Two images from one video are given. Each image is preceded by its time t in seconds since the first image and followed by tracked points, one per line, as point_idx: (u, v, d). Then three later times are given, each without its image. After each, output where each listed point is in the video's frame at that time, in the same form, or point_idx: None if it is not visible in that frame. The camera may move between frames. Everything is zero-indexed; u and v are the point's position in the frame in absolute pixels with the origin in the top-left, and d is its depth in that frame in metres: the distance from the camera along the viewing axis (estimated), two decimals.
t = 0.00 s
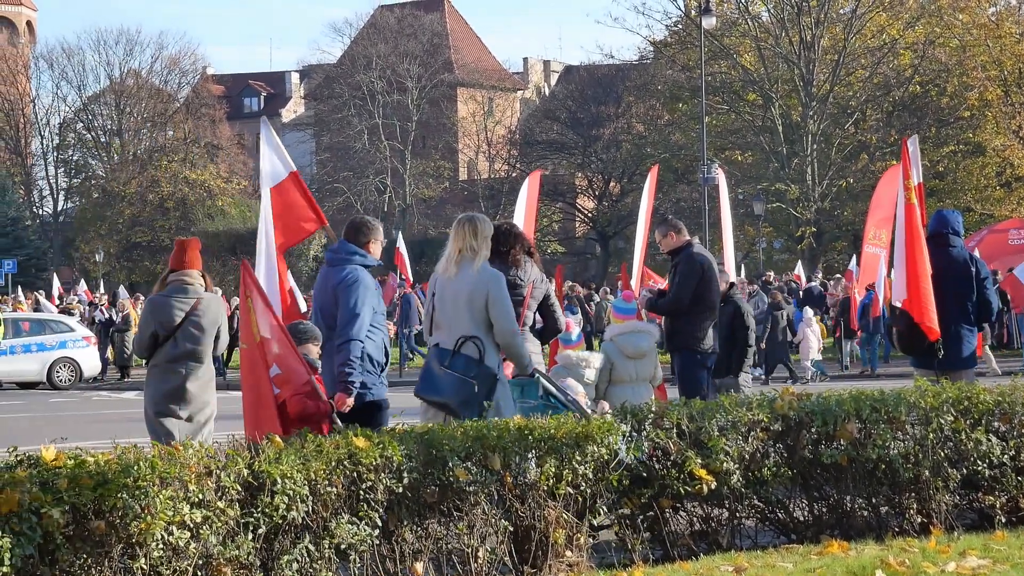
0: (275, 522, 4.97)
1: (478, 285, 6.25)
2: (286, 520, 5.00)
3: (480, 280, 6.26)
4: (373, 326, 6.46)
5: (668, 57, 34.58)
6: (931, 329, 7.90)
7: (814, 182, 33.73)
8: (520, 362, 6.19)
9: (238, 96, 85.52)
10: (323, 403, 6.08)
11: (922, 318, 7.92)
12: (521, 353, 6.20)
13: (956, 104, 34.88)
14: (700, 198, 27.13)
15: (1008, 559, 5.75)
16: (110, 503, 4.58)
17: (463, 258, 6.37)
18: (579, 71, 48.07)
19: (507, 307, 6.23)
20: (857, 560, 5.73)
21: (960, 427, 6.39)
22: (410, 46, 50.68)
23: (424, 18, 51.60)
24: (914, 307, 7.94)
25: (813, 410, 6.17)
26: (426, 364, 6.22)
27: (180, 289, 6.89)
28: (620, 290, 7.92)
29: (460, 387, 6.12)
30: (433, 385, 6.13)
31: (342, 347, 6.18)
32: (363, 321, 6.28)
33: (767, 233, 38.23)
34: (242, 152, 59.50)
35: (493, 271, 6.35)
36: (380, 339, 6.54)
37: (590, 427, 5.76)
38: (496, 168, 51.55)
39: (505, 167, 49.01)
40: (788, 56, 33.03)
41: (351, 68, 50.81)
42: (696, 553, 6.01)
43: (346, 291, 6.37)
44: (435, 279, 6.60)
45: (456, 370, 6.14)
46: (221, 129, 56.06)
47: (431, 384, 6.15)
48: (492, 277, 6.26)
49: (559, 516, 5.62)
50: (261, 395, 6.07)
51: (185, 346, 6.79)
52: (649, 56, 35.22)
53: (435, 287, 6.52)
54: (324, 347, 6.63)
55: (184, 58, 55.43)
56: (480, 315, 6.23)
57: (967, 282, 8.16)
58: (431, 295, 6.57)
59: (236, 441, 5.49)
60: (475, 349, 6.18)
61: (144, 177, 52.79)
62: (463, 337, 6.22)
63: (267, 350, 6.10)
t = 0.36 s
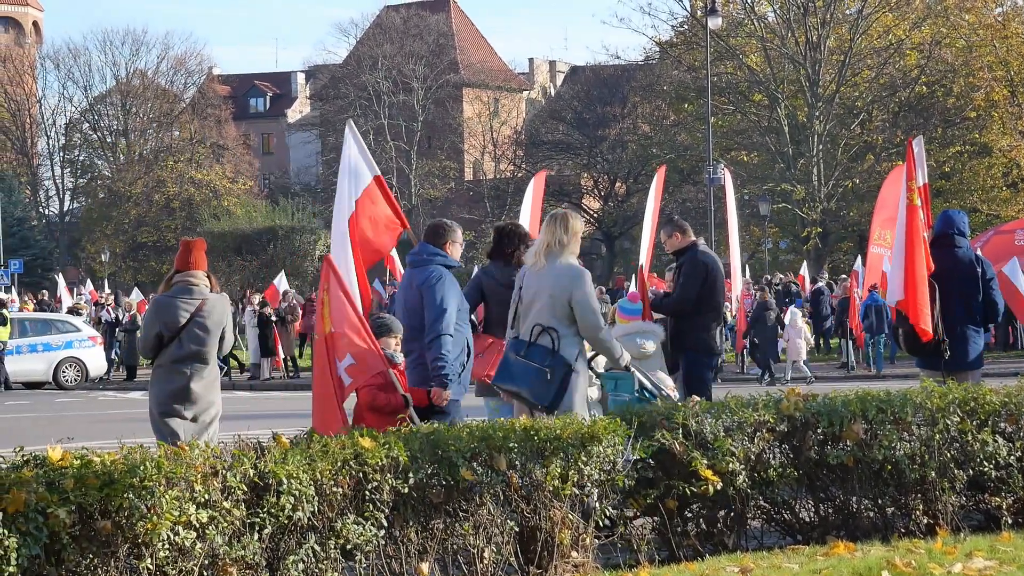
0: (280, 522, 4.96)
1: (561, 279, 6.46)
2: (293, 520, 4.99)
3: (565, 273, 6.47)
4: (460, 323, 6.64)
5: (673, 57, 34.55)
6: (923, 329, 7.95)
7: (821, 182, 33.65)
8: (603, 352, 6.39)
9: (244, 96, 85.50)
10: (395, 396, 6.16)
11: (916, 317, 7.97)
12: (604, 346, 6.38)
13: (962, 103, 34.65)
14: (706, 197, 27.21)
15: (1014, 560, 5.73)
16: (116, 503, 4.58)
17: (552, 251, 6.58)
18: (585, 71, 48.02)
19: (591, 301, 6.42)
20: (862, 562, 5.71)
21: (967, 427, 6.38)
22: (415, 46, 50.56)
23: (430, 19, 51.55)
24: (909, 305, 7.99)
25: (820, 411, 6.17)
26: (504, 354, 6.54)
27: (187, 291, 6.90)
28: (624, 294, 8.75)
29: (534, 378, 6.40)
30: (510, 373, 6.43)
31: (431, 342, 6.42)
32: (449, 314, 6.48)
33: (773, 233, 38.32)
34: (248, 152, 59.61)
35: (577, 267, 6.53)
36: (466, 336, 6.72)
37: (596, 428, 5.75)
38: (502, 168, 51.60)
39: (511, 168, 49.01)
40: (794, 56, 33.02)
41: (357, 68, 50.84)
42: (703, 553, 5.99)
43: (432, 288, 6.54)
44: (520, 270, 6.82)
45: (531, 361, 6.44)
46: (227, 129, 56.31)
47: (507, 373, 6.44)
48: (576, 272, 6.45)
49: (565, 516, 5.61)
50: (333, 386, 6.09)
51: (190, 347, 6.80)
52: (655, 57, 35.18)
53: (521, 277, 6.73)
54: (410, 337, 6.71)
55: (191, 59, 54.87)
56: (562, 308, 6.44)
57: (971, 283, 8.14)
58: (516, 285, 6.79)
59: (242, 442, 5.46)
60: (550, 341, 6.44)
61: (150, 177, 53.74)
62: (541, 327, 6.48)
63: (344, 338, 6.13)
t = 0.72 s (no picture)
0: (288, 524, 4.96)
1: (648, 278, 6.80)
2: (300, 522, 4.98)
3: (649, 271, 6.82)
4: (539, 312, 6.90)
5: (680, 59, 34.68)
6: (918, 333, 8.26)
7: (828, 184, 33.76)
8: (686, 346, 6.73)
9: (251, 97, 85.67)
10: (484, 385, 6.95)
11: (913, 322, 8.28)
12: (691, 340, 6.73)
13: (970, 105, 34.52)
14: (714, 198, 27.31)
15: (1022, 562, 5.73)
16: (124, 504, 4.58)
17: (639, 252, 6.96)
18: (592, 72, 48.06)
19: (677, 298, 6.76)
20: (870, 564, 5.71)
21: (974, 429, 6.38)
22: (422, 48, 51.01)
23: (438, 20, 51.48)
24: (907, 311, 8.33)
25: (827, 413, 6.17)
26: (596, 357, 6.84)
27: (196, 292, 6.92)
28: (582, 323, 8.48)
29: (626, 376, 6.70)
30: (603, 375, 6.74)
31: (508, 332, 6.71)
32: (526, 304, 6.76)
33: (780, 234, 38.44)
34: (256, 154, 59.80)
35: (662, 264, 6.87)
36: (546, 324, 6.96)
37: (603, 430, 5.74)
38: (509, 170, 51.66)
39: (518, 169, 49.11)
40: (801, 58, 33.08)
41: (365, 70, 50.96)
42: (710, 555, 5.98)
43: (511, 276, 6.82)
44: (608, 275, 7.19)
45: (623, 359, 6.72)
46: (234, 130, 56.53)
47: (601, 374, 6.76)
48: (658, 269, 6.78)
49: (572, 517, 5.61)
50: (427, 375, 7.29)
51: (197, 348, 6.80)
52: (662, 59, 35.29)
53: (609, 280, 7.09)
54: (491, 332, 7.03)
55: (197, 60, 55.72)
56: (649, 305, 6.76)
57: (976, 286, 8.12)
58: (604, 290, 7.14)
59: (249, 443, 5.44)
60: (640, 338, 6.73)
61: (158, 178, 53.12)
62: (629, 326, 6.78)
63: (435, 343, 7.28)
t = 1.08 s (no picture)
0: (294, 525, 4.96)
1: (741, 284, 7.09)
2: (307, 523, 4.98)
3: (742, 276, 7.10)
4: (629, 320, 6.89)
5: (688, 60, 34.66)
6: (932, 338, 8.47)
7: (835, 185, 33.88)
8: (773, 351, 7.04)
9: (258, 99, 85.75)
10: (558, 382, 6.87)
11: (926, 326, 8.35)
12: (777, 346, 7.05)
13: (978, 107, 34.41)
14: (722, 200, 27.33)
15: None
16: (131, 505, 4.60)
17: (730, 258, 7.23)
18: (599, 73, 48.05)
19: (768, 305, 7.07)
20: (877, 565, 5.71)
21: (982, 431, 6.39)
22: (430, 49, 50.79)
23: (445, 21, 51.31)
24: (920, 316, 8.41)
25: (834, 414, 6.16)
26: (690, 357, 7.23)
27: (202, 293, 6.92)
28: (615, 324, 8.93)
29: (718, 378, 7.09)
30: (698, 375, 7.14)
31: (601, 340, 6.71)
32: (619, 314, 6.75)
33: (787, 236, 38.54)
34: (263, 155, 59.86)
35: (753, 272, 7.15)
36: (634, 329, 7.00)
37: (610, 431, 5.74)
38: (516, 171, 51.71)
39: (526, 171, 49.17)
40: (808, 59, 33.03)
41: (372, 71, 50.98)
42: (717, 557, 5.98)
43: (604, 288, 6.80)
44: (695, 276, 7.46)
45: (716, 362, 7.11)
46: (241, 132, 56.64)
47: (695, 374, 7.16)
48: (752, 276, 7.07)
49: (579, 519, 5.60)
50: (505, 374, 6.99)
51: (203, 348, 6.80)
52: (670, 60, 35.26)
53: (698, 283, 7.38)
54: (580, 335, 7.03)
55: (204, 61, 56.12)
56: (742, 310, 7.08)
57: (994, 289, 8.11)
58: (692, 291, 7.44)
59: (256, 444, 5.44)
60: (735, 344, 7.05)
61: (164, 179, 53.25)
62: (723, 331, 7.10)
63: (512, 335, 6.93)
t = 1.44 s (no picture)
0: (303, 526, 4.95)
1: (830, 277, 7.57)
2: (315, 523, 4.98)
3: (831, 270, 7.58)
4: (708, 318, 7.24)
5: (698, 62, 34.70)
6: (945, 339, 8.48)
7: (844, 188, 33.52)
8: (857, 343, 7.56)
9: (268, 100, 85.87)
10: (649, 380, 6.77)
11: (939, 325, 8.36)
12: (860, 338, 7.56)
13: (987, 110, 34.50)
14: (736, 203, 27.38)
15: None
16: (140, 506, 4.60)
17: (816, 251, 7.69)
18: (608, 76, 48.05)
19: (854, 296, 7.55)
20: (886, 567, 5.72)
21: (992, 434, 6.41)
22: (439, 50, 50.93)
23: (454, 23, 51.42)
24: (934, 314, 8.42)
25: (843, 417, 6.15)
26: (778, 345, 7.69)
27: (211, 293, 6.94)
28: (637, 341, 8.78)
29: (807, 365, 7.56)
30: (784, 361, 7.62)
31: (680, 337, 7.06)
32: (698, 313, 7.09)
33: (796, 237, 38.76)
34: (272, 157, 59.94)
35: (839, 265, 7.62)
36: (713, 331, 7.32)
37: (619, 433, 5.74)
38: (525, 172, 51.77)
39: (534, 172, 49.20)
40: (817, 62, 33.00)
41: (381, 72, 51.01)
42: (726, 558, 5.99)
43: (683, 285, 7.14)
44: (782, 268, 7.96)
45: (805, 349, 7.59)
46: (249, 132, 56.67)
47: (783, 362, 7.62)
48: (841, 269, 7.56)
49: (588, 521, 5.58)
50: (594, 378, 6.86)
51: (212, 348, 6.81)
52: (679, 62, 35.28)
53: (785, 274, 7.88)
54: (659, 333, 7.36)
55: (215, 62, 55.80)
56: (830, 300, 7.56)
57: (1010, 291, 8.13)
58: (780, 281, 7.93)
59: (265, 445, 5.43)
60: (822, 332, 7.53)
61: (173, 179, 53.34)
62: (810, 319, 7.58)
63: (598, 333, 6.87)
